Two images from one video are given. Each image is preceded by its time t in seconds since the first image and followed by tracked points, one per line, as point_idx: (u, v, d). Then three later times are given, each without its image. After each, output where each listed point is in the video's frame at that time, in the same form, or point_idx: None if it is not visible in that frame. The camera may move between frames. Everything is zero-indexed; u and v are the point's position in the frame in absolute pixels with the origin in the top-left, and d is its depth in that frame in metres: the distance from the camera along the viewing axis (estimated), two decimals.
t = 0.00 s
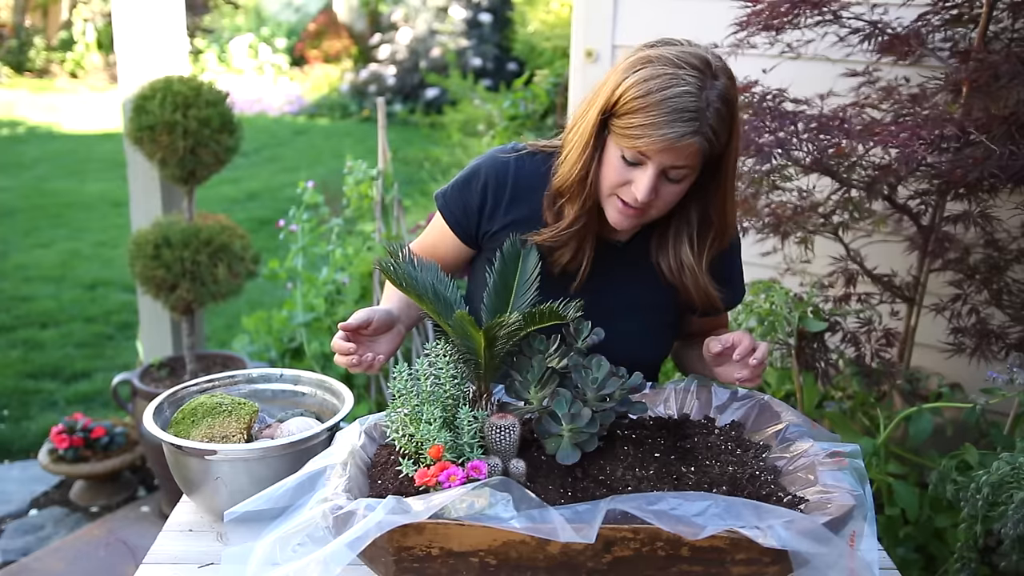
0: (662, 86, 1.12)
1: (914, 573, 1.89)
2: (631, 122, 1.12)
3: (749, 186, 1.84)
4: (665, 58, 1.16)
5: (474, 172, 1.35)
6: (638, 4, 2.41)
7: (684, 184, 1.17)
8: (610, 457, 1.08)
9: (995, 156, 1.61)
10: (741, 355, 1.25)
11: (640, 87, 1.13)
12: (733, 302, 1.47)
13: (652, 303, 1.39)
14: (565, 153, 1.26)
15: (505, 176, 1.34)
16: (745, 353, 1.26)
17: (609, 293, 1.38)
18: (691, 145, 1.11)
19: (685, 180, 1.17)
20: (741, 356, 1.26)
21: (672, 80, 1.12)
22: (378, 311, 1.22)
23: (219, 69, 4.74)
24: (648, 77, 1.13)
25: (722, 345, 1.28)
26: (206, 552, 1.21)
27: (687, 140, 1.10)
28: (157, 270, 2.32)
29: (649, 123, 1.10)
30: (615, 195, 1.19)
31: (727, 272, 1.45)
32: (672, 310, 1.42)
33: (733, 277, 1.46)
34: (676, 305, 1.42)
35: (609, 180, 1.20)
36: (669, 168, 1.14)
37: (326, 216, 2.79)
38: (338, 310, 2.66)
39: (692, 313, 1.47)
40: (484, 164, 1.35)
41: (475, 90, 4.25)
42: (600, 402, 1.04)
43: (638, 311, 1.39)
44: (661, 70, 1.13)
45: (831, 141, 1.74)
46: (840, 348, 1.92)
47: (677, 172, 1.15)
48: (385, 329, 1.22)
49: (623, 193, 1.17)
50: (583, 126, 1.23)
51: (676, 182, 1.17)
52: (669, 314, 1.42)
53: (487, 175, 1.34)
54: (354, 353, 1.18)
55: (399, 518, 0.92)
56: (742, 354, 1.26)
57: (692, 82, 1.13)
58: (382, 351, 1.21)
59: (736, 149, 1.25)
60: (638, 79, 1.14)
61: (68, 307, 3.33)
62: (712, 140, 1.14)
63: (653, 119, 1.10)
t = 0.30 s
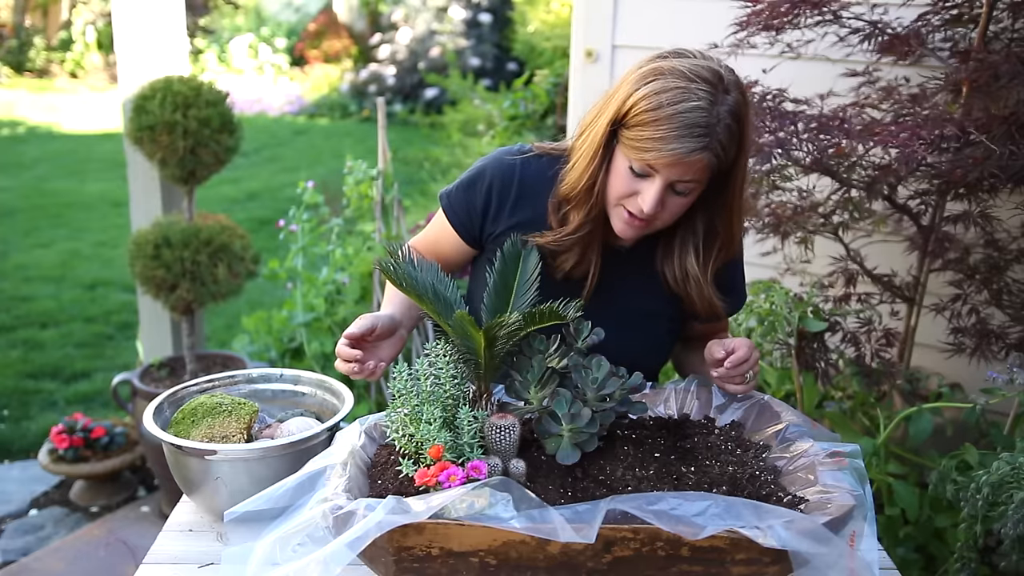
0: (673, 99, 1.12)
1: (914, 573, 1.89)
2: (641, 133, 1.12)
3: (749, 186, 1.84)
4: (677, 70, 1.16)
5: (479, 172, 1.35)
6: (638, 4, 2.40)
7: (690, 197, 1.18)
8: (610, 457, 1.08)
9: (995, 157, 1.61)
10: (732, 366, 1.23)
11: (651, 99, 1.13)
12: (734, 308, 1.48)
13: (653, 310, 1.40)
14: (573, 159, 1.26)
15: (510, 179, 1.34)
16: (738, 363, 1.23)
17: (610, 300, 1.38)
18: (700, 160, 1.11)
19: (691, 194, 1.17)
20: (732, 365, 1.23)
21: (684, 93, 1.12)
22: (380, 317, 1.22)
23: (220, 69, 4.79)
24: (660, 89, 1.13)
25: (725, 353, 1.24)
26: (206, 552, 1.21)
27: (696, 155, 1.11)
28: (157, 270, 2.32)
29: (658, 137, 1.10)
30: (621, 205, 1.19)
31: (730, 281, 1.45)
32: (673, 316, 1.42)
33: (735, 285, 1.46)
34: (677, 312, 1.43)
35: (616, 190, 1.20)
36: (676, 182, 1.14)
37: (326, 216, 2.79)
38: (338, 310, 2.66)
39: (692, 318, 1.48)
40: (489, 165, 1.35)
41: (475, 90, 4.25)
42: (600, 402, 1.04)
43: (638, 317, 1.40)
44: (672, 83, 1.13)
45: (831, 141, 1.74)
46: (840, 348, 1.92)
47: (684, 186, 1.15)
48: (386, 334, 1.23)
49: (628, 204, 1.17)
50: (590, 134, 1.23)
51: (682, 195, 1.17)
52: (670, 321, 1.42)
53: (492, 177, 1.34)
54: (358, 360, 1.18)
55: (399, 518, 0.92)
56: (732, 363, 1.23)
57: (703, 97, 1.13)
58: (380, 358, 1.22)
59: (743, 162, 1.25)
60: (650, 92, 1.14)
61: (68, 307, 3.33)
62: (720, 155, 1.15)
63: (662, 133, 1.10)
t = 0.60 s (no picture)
0: (674, 80, 1.13)
1: (914, 572, 1.89)
2: (643, 115, 1.13)
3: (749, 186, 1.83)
4: (676, 54, 1.17)
5: (481, 173, 1.34)
6: (638, 4, 2.40)
7: (693, 181, 1.17)
8: (610, 457, 1.08)
9: (995, 156, 1.61)
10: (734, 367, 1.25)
11: (651, 81, 1.14)
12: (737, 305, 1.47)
13: (657, 307, 1.39)
14: (578, 156, 1.27)
15: (512, 180, 1.34)
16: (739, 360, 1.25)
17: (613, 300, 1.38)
18: (702, 138, 1.11)
19: (694, 177, 1.17)
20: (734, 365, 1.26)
21: (684, 74, 1.13)
22: (384, 317, 1.23)
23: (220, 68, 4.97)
24: (660, 72, 1.14)
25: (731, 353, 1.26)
26: (206, 552, 1.21)
27: (699, 133, 1.11)
28: (157, 270, 2.32)
29: (661, 115, 1.11)
30: (625, 191, 1.19)
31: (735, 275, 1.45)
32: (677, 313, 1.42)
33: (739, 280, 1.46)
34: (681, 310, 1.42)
35: (619, 176, 1.20)
36: (680, 163, 1.14)
37: (326, 216, 2.79)
38: (338, 310, 2.67)
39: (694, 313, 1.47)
40: (491, 166, 1.35)
41: (475, 90, 4.25)
42: (600, 402, 1.04)
43: (643, 316, 1.40)
44: (673, 65, 1.14)
45: (831, 141, 1.74)
46: (840, 348, 1.92)
47: (687, 167, 1.14)
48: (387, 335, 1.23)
49: (632, 188, 1.17)
50: (593, 125, 1.23)
51: (685, 179, 1.16)
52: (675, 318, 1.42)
53: (494, 177, 1.34)
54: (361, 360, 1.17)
55: (399, 518, 0.92)
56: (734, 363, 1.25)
57: (703, 77, 1.14)
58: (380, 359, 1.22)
59: (744, 151, 1.25)
60: (650, 75, 1.14)
61: (68, 307, 3.33)
62: (722, 136, 1.15)
63: (665, 111, 1.10)
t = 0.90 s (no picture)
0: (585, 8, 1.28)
1: (914, 573, 1.89)
2: (571, 37, 1.25)
3: (749, 186, 1.83)
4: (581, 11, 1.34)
5: (460, 178, 1.41)
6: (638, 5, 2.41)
7: (644, 82, 1.23)
8: (610, 457, 1.08)
9: (995, 156, 1.61)
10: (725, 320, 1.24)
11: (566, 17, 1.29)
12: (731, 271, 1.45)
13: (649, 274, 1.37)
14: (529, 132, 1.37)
15: (489, 175, 1.40)
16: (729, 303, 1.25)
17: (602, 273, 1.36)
18: (628, 31, 1.22)
19: (643, 77, 1.23)
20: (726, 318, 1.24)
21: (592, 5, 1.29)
22: (390, 309, 1.24)
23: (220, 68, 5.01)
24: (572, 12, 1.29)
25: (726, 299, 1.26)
26: (206, 552, 1.21)
27: (623, 26, 1.22)
28: (157, 270, 2.32)
29: (586, 26, 1.23)
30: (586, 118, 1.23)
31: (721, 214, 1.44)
32: (670, 282, 1.40)
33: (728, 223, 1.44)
34: (674, 277, 1.40)
35: (574, 113, 1.25)
36: (621, 63, 1.22)
37: (326, 216, 2.79)
38: (338, 310, 2.67)
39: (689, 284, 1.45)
40: (469, 169, 1.42)
41: (475, 90, 4.24)
42: (600, 403, 1.04)
43: (636, 286, 1.37)
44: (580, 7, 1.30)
45: (831, 141, 1.74)
46: (840, 348, 1.92)
47: (631, 65, 1.22)
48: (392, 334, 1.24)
49: (591, 108, 1.22)
50: (537, 101, 1.35)
51: (636, 81, 1.23)
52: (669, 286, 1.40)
53: (472, 178, 1.40)
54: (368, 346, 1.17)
55: (399, 518, 0.92)
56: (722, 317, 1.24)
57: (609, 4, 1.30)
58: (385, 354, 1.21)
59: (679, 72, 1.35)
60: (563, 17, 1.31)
61: (68, 307, 3.33)
62: (650, 36, 1.25)
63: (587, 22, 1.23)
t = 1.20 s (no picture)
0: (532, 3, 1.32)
1: (914, 573, 1.89)
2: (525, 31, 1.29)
3: (749, 186, 1.82)
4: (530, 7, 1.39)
5: (444, 182, 1.48)
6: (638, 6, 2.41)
7: (603, 64, 1.28)
8: (610, 457, 1.08)
9: (995, 156, 1.61)
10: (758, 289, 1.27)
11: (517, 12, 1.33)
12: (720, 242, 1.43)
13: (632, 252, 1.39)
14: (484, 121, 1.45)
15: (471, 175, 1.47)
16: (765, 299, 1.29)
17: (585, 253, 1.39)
18: (579, 18, 1.27)
19: (601, 60, 1.28)
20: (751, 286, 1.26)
21: None
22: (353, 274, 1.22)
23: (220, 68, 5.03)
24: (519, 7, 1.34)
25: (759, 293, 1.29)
26: (206, 552, 1.21)
27: (575, 14, 1.27)
28: (157, 270, 2.32)
29: (538, 18, 1.27)
30: (554, 107, 1.27)
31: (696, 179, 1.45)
32: (655, 260, 1.41)
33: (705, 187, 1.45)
34: (659, 255, 1.41)
35: (539, 106, 1.29)
36: (578, 49, 1.26)
37: (326, 216, 2.79)
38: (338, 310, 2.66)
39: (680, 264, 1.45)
40: (453, 173, 1.48)
41: (476, 90, 4.24)
42: (600, 403, 1.04)
43: (616, 265, 1.39)
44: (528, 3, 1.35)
45: (831, 141, 1.73)
46: (840, 348, 1.92)
47: (587, 49, 1.27)
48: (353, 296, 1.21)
49: (556, 97, 1.26)
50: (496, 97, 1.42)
51: (595, 65, 1.27)
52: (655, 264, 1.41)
53: (454, 180, 1.47)
54: (317, 285, 1.16)
55: (399, 518, 0.92)
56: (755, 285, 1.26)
57: None
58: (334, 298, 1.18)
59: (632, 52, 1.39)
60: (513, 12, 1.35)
61: (68, 307, 3.33)
62: (601, 21, 1.30)
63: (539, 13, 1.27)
